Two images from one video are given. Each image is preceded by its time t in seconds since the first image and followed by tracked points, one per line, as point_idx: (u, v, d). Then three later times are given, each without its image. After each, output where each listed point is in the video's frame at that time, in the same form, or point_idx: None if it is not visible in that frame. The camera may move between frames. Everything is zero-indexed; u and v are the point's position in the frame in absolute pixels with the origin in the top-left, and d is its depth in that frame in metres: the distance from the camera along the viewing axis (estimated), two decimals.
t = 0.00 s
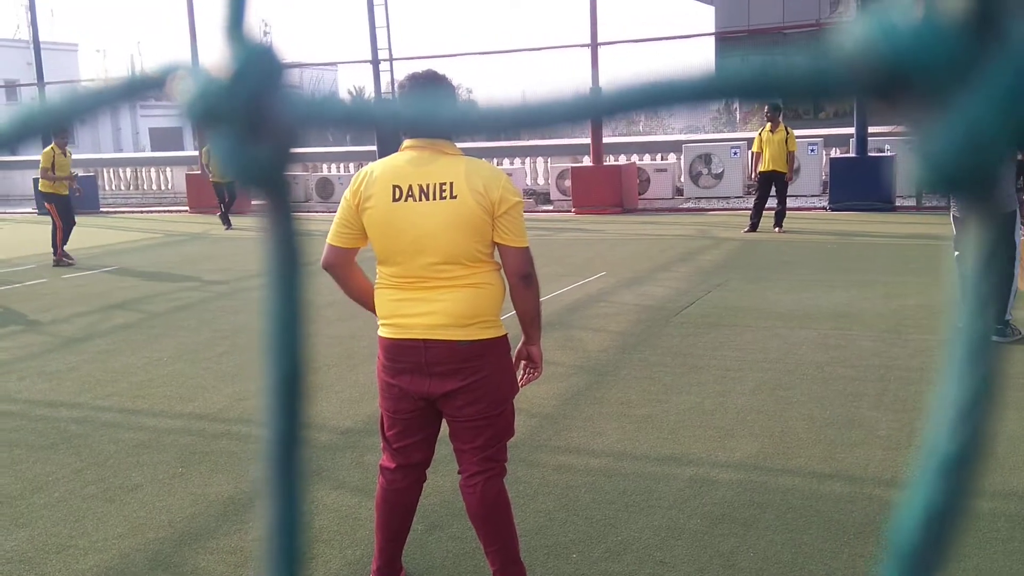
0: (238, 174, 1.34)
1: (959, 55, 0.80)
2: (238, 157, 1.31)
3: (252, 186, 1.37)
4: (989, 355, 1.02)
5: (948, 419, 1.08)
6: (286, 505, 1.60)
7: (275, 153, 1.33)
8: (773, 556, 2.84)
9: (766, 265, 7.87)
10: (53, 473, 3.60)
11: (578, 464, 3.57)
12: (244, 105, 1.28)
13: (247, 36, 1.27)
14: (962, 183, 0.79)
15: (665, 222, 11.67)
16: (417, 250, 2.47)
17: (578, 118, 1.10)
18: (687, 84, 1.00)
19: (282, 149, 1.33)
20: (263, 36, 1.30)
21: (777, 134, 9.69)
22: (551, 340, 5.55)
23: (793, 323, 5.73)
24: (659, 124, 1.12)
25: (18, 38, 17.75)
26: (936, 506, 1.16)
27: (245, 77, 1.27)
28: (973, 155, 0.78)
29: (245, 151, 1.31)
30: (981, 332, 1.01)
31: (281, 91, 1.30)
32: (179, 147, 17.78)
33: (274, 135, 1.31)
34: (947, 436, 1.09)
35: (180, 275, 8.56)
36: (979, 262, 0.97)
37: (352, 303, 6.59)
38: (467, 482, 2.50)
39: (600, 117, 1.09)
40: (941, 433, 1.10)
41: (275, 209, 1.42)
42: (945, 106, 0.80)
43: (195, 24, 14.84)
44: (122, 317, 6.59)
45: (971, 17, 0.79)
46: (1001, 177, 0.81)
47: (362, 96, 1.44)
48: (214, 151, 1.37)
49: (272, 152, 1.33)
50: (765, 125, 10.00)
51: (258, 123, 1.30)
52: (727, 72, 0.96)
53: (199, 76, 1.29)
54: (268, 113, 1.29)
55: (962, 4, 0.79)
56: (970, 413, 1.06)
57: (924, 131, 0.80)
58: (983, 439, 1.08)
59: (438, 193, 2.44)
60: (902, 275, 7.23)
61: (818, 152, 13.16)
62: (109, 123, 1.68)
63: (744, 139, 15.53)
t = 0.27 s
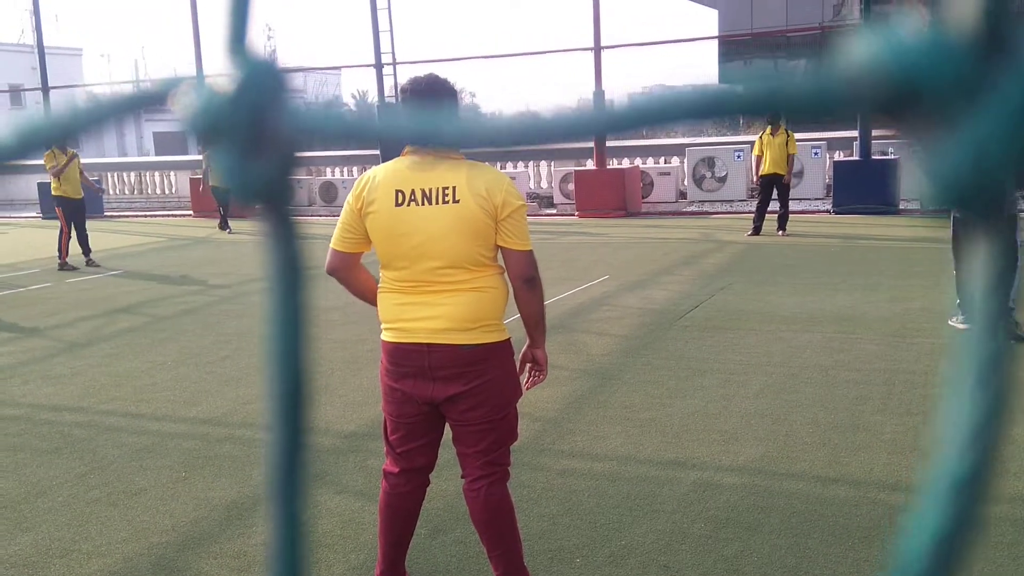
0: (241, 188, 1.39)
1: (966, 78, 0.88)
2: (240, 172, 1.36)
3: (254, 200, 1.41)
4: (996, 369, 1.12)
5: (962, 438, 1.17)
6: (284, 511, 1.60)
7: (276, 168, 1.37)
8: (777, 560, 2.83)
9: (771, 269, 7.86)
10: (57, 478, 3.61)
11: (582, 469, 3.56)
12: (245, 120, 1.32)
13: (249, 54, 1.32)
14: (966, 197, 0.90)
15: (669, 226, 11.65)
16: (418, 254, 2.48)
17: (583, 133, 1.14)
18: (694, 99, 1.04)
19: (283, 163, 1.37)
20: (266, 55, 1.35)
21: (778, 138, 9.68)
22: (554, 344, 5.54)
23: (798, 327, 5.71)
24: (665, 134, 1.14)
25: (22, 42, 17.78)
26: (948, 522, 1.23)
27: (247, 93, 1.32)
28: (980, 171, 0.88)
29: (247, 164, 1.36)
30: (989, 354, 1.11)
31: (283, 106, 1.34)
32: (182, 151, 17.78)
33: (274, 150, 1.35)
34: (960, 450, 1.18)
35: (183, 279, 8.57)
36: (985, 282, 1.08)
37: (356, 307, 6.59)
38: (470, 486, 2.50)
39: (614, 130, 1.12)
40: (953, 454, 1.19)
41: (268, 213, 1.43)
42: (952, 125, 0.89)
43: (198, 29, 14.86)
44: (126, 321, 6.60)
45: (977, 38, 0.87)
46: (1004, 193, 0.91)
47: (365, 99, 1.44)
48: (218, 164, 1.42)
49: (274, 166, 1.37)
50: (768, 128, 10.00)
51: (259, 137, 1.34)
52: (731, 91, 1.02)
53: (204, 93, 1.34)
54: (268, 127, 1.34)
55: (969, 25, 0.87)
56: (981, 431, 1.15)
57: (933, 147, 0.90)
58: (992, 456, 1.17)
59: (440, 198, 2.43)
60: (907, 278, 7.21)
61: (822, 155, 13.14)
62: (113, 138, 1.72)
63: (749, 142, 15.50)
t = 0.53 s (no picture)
0: (224, 178, 1.32)
1: (971, 58, 0.80)
2: (223, 160, 1.29)
3: (238, 190, 1.34)
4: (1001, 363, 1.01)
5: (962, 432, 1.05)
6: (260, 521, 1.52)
7: (262, 156, 1.31)
8: (776, 564, 2.81)
9: (770, 271, 7.85)
10: (51, 481, 3.58)
11: (580, 472, 3.54)
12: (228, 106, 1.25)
13: (232, 35, 1.25)
14: (967, 186, 0.81)
15: (668, 228, 11.63)
16: (415, 256, 2.46)
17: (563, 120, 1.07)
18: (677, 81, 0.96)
19: (269, 152, 1.31)
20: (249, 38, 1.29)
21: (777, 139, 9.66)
22: (552, 347, 5.51)
23: (798, 329, 5.69)
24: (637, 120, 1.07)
25: (19, 44, 17.75)
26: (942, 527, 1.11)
27: (229, 77, 1.25)
28: (982, 154, 0.79)
29: (230, 153, 1.29)
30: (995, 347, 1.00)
31: (267, 90, 1.27)
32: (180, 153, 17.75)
33: (260, 137, 1.28)
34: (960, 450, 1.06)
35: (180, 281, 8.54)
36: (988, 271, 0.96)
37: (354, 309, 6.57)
38: (467, 490, 2.47)
39: (602, 115, 1.05)
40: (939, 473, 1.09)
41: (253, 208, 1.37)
42: (955, 106, 0.81)
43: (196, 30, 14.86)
44: (122, 323, 6.57)
45: (979, 17, 0.80)
46: (1006, 181, 0.82)
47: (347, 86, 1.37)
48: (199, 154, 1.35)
49: (259, 155, 1.30)
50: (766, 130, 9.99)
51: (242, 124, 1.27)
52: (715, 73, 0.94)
53: (184, 77, 1.27)
54: (252, 114, 1.27)
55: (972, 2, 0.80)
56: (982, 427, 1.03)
57: (936, 129, 0.81)
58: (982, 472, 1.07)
59: (438, 200, 2.42)
60: (907, 280, 7.20)
61: (821, 156, 13.13)
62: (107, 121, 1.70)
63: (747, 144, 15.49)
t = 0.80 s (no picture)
0: (258, 196, 1.37)
1: (963, 90, 0.85)
2: (258, 179, 1.34)
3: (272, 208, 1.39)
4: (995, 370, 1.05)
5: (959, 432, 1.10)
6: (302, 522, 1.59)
7: (296, 175, 1.36)
8: (780, 563, 2.81)
9: (773, 270, 7.85)
10: (56, 482, 3.59)
11: (585, 471, 3.54)
12: (264, 128, 1.31)
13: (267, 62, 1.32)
14: (958, 209, 0.85)
15: (670, 228, 11.63)
16: (419, 256, 2.46)
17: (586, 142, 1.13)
18: (699, 107, 1.03)
19: (302, 170, 1.36)
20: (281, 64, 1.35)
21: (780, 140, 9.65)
22: (555, 346, 5.51)
23: (802, 329, 5.70)
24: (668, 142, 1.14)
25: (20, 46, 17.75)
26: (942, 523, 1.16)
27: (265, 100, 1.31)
28: (971, 182, 0.84)
29: (265, 172, 1.34)
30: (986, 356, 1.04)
31: (300, 113, 1.33)
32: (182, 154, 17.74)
33: (294, 157, 1.34)
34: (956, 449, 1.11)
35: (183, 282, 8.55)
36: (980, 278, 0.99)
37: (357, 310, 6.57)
38: (472, 489, 2.48)
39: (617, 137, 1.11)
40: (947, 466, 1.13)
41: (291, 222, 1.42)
42: (946, 136, 0.86)
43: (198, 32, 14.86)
44: (126, 324, 6.58)
45: (973, 51, 0.85)
46: (1000, 200, 0.87)
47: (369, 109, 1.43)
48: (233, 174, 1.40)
49: (293, 174, 1.36)
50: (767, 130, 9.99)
51: (277, 144, 1.33)
52: (732, 101, 1.00)
53: (220, 101, 1.33)
54: (286, 135, 1.33)
55: (967, 36, 0.85)
56: (977, 430, 1.08)
57: (930, 158, 0.86)
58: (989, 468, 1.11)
59: (443, 200, 2.41)
60: (910, 279, 7.20)
61: (824, 156, 13.12)
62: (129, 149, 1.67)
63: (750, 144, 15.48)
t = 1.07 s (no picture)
0: (255, 189, 1.32)
1: (972, 70, 0.81)
2: (255, 170, 1.29)
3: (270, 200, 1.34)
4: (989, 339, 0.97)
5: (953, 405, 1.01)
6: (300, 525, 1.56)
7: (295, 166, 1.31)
8: (784, 564, 2.79)
9: (775, 270, 7.82)
10: (56, 483, 3.58)
11: (586, 473, 3.53)
12: (262, 116, 1.26)
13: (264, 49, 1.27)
14: (967, 193, 0.82)
15: (672, 228, 11.60)
16: (422, 255, 2.44)
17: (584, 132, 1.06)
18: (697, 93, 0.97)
19: (301, 162, 1.31)
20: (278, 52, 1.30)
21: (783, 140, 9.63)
22: (557, 347, 5.49)
23: (804, 329, 5.68)
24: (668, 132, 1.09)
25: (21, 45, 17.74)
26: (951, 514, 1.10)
27: (263, 88, 1.26)
28: (979, 165, 0.80)
29: (263, 163, 1.29)
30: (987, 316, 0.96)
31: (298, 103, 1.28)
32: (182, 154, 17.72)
33: (293, 148, 1.29)
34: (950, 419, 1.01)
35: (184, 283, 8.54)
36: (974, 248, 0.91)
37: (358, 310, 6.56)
38: (473, 491, 2.46)
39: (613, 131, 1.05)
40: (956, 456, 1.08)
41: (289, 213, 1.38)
42: (952, 118, 0.82)
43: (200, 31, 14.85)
44: (126, 325, 6.57)
45: (979, 33, 0.80)
46: (1006, 183, 0.83)
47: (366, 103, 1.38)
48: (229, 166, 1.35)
49: (291, 165, 1.30)
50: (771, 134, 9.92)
51: (275, 135, 1.27)
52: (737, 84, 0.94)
53: (216, 90, 1.28)
54: (284, 125, 1.27)
55: (971, 15, 0.80)
56: (986, 421, 1.02)
57: (935, 141, 0.82)
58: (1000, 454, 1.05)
59: (448, 200, 2.40)
60: (912, 279, 7.18)
61: (826, 156, 13.10)
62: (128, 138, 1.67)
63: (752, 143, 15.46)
